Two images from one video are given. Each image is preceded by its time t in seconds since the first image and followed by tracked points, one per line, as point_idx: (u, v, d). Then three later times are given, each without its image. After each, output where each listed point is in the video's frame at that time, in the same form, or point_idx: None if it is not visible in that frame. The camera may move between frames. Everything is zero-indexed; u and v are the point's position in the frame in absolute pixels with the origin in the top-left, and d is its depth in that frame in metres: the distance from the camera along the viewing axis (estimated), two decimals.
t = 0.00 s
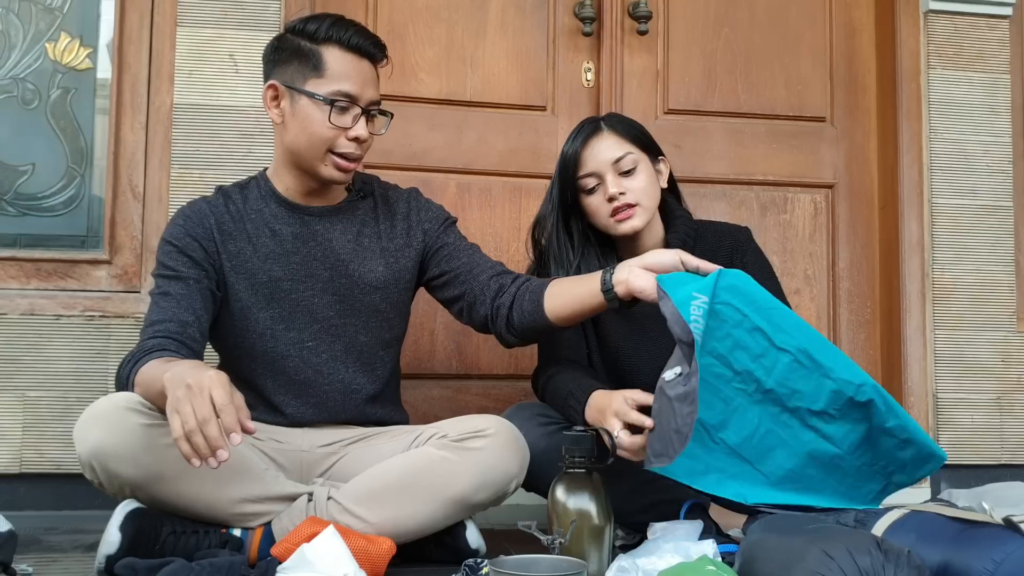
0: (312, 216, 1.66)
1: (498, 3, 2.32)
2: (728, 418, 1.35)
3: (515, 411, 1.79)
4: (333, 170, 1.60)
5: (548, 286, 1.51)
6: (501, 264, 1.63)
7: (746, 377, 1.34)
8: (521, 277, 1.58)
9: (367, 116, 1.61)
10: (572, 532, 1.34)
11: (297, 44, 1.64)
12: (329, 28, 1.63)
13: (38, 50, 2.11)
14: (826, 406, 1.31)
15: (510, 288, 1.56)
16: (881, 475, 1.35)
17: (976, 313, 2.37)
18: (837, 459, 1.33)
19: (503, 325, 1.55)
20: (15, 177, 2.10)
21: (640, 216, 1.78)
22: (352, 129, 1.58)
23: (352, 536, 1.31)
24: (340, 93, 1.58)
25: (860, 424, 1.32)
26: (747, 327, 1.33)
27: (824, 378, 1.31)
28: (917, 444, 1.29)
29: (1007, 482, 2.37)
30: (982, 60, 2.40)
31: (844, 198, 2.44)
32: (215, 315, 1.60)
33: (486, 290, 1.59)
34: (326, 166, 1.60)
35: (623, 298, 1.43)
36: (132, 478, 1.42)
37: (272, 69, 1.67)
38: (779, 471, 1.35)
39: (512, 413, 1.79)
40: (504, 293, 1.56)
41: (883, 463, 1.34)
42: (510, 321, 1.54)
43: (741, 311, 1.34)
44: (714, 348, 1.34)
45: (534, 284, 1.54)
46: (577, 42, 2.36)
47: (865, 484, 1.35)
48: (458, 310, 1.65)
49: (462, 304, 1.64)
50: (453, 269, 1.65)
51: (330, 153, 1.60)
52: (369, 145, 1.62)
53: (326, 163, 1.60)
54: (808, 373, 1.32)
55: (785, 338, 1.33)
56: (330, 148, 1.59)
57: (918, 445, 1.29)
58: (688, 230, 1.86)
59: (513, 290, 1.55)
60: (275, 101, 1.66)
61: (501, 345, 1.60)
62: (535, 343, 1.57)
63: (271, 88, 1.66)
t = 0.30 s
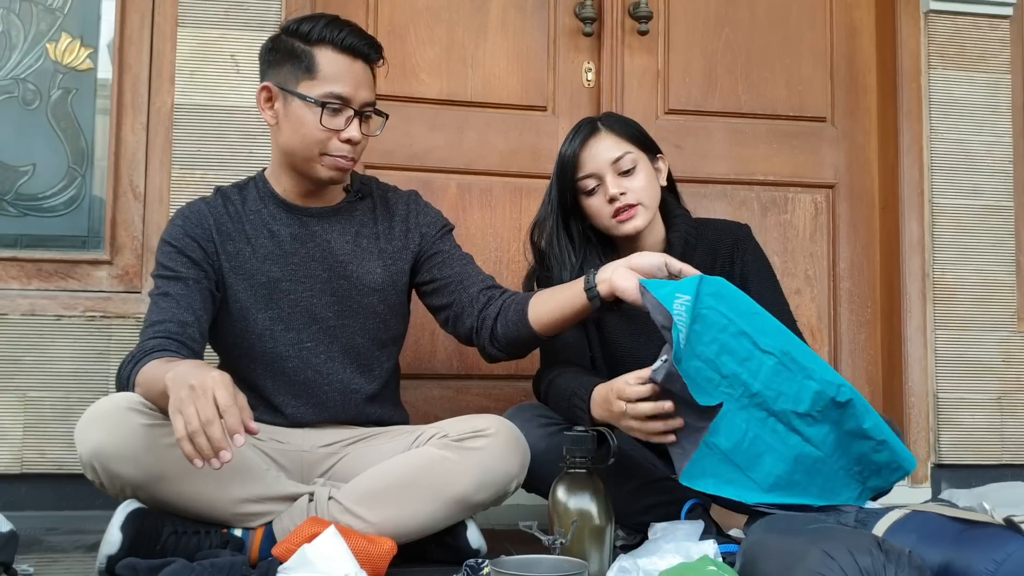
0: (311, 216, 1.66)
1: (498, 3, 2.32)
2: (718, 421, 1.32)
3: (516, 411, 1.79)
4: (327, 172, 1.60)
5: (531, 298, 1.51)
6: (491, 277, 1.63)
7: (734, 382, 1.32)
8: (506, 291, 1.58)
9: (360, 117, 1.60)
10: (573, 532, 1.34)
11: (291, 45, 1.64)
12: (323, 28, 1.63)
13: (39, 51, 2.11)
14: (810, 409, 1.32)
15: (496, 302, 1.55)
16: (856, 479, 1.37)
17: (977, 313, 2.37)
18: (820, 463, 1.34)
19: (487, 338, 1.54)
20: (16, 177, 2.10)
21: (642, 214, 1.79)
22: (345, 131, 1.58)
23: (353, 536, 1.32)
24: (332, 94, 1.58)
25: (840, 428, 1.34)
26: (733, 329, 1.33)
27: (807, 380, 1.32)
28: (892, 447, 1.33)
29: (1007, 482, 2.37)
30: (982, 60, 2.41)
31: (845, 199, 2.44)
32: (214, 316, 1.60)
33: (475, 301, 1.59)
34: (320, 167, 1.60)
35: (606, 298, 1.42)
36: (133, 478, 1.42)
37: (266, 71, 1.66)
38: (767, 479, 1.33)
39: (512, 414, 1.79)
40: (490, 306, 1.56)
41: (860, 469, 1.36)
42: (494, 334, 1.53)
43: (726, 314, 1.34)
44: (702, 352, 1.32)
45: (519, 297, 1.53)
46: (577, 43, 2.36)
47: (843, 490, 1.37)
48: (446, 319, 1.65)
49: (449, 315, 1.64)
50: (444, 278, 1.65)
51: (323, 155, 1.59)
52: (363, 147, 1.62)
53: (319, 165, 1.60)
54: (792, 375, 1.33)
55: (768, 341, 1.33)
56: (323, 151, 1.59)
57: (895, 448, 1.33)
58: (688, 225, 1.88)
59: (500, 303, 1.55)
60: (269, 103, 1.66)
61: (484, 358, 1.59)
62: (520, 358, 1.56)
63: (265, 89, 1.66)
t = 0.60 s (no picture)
0: (309, 217, 1.66)
1: (498, 3, 2.32)
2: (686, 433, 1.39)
3: (515, 411, 1.79)
4: (321, 171, 1.60)
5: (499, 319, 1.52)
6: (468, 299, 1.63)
7: (708, 402, 1.38)
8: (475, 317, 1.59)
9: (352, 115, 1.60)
10: (573, 532, 1.34)
11: (282, 45, 1.64)
12: (314, 28, 1.63)
13: (39, 51, 2.11)
14: (776, 446, 1.37)
15: (461, 328, 1.57)
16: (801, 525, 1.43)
17: (977, 314, 2.37)
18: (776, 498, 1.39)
19: (454, 361, 1.55)
20: (16, 178, 2.10)
21: (638, 218, 1.78)
22: (337, 129, 1.58)
23: (353, 537, 1.32)
24: (323, 92, 1.58)
25: (801, 471, 1.39)
26: (716, 355, 1.40)
27: (779, 417, 1.38)
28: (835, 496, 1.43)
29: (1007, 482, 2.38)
30: (982, 60, 2.41)
31: (844, 199, 2.44)
32: (212, 316, 1.60)
33: (448, 323, 1.59)
34: (314, 165, 1.59)
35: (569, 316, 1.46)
36: (133, 477, 1.42)
37: (258, 72, 1.67)
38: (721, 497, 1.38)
39: (512, 414, 1.79)
40: (457, 330, 1.57)
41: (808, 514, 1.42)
42: (461, 358, 1.54)
43: (711, 340, 1.40)
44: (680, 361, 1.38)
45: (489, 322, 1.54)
46: (577, 43, 2.36)
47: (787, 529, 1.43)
48: (422, 336, 1.66)
49: (425, 333, 1.65)
50: (424, 296, 1.65)
51: (317, 153, 1.59)
52: (357, 144, 1.62)
53: (311, 163, 1.59)
54: (765, 409, 1.38)
55: (747, 374, 1.40)
56: (318, 150, 1.58)
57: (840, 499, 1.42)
58: (687, 230, 1.86)
59: (470, 327, 1.56)
60: (262, 107, 1.67)
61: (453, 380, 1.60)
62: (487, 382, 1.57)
63: (258, 91, 1.66)
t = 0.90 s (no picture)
0: (312, 219, 1.66)
1: (498, 3, 2.32)
2: (670, 426, 1.48)
3: (515, 411, 1.79)
4: (302, 184, 1.60)
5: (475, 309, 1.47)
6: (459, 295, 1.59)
7: (699, 417, 1.48)
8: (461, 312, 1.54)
9: (323, 125, 1.55)
10: (572, 532, 1.34)
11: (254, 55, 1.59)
12: (281, 34, 1.56)
13: (38, 51, 2.11)
14: (742, 487, 1.44)
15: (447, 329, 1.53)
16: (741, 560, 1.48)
17: (977, 314, 2.37)
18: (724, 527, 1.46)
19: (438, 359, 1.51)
20: (16, 178, 2.10)
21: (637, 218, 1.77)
22: (305, 144, 1.54)
23: (353, 537, 1.32)
24: (287, 108, 1.54)
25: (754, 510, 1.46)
26: (732, 381, 1.48)
27: (758, 465, 1.45)
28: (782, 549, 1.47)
29: (1007, 482, 2.38)
30: (981, 61, 2.41)
31: (844, 199, 2.44)
32: (216, 317, 1.61)
33: (436, 317, 1.55)
34: (294, 179, 1.59)
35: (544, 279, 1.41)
36: (133, 476, 1.42)
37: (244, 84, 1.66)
38: (675, 493, 1.47)
39: (512, 413, 1.79)
40: (438, 327, 1.53)
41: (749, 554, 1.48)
42: (445, 355, 1.50)
43: (736, 366, 1.49)
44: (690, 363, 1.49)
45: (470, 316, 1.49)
46: (577, 43, 2.36)
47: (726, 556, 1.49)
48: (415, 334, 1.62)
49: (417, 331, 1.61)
50: (418, 294, 1.62)
51: (294, 168, 1.58)
52: (336, 152, 1.57)
53: (291, 177, 1.60)
54: (748, 450, 1.45)
55: (751, 412, 1.47)
56: (295, 164, 1.57)
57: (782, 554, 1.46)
58: (683, 228, 1.88)
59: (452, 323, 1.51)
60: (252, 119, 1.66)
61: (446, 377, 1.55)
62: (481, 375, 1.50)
63: (247, 107, 1.67)
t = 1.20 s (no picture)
0: (322, 223, 1.65)
1: (498, 3, 2.32)
2: (682, 428, 1.48)
3: (516, 411, 1.79)
4: (308, 187, 1.57)
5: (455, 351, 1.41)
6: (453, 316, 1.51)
7: (713, 424, 1.47)
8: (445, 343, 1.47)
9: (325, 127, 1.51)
10: (573, 532, 1.34)
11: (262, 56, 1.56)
12: (283, 37, 1.52)
13: (39, 51, 2.11)
14: (747, 498, 1.44)
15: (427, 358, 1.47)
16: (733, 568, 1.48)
17: (977, 314, 2.37)
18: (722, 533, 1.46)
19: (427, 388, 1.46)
20: (16, 177, 2.10)
21: (641, 219, 1.77)
22: (306, 147, 1.51)
23: (354, 537, 1.32)
24: (287, 110, 1.50)
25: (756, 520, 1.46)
26: (750, 391, 1.48)
27: (765, 478, 1.44)
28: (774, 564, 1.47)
29: (1007, 483, 2.38)
30: (982, 61, 2.41)
31: (845, 199, 2.44)
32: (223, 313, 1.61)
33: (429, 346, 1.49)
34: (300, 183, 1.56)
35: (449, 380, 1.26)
36: (134, 476, 1.42)
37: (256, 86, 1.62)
38: (678, 495, 1.46)
39: (513, 414, 1.79)
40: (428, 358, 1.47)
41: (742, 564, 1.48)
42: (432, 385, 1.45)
43: (755, 376, 1.49)
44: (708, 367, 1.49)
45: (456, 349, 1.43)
46: (578, 43, 2.36)
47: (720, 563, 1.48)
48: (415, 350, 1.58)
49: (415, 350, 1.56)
50: (421, 309, 1.58)
51: (299, 172, 1.55)
52: (338, 157, 1.53)
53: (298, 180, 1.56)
54: (757, 462, 1.45)
55: (766, 426, 1.46)
56: (298, 168, 1.54)
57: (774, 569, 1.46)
58: (687, 229, 1.87)
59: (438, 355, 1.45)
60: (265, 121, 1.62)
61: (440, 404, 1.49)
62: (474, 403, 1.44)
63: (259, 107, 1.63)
